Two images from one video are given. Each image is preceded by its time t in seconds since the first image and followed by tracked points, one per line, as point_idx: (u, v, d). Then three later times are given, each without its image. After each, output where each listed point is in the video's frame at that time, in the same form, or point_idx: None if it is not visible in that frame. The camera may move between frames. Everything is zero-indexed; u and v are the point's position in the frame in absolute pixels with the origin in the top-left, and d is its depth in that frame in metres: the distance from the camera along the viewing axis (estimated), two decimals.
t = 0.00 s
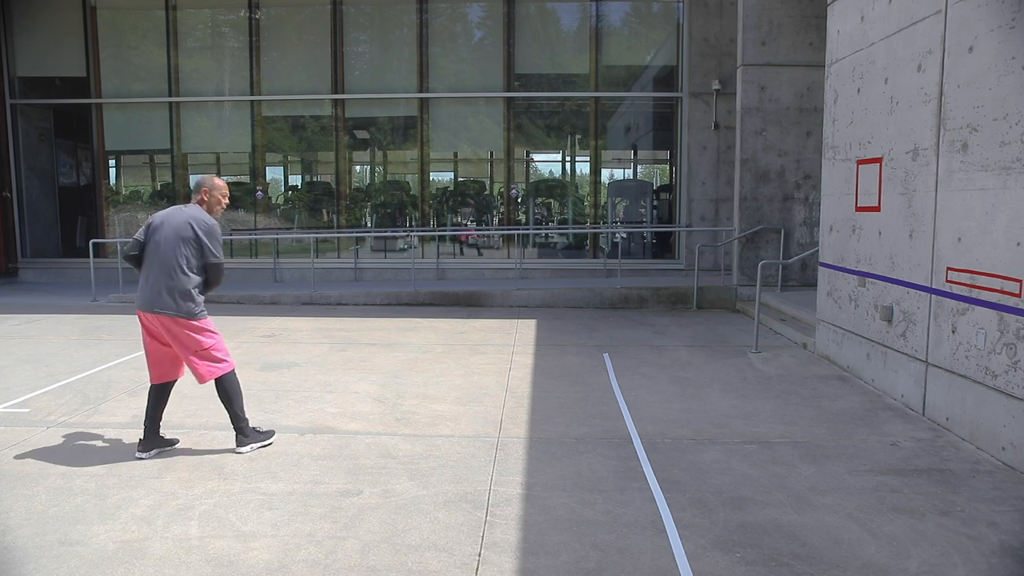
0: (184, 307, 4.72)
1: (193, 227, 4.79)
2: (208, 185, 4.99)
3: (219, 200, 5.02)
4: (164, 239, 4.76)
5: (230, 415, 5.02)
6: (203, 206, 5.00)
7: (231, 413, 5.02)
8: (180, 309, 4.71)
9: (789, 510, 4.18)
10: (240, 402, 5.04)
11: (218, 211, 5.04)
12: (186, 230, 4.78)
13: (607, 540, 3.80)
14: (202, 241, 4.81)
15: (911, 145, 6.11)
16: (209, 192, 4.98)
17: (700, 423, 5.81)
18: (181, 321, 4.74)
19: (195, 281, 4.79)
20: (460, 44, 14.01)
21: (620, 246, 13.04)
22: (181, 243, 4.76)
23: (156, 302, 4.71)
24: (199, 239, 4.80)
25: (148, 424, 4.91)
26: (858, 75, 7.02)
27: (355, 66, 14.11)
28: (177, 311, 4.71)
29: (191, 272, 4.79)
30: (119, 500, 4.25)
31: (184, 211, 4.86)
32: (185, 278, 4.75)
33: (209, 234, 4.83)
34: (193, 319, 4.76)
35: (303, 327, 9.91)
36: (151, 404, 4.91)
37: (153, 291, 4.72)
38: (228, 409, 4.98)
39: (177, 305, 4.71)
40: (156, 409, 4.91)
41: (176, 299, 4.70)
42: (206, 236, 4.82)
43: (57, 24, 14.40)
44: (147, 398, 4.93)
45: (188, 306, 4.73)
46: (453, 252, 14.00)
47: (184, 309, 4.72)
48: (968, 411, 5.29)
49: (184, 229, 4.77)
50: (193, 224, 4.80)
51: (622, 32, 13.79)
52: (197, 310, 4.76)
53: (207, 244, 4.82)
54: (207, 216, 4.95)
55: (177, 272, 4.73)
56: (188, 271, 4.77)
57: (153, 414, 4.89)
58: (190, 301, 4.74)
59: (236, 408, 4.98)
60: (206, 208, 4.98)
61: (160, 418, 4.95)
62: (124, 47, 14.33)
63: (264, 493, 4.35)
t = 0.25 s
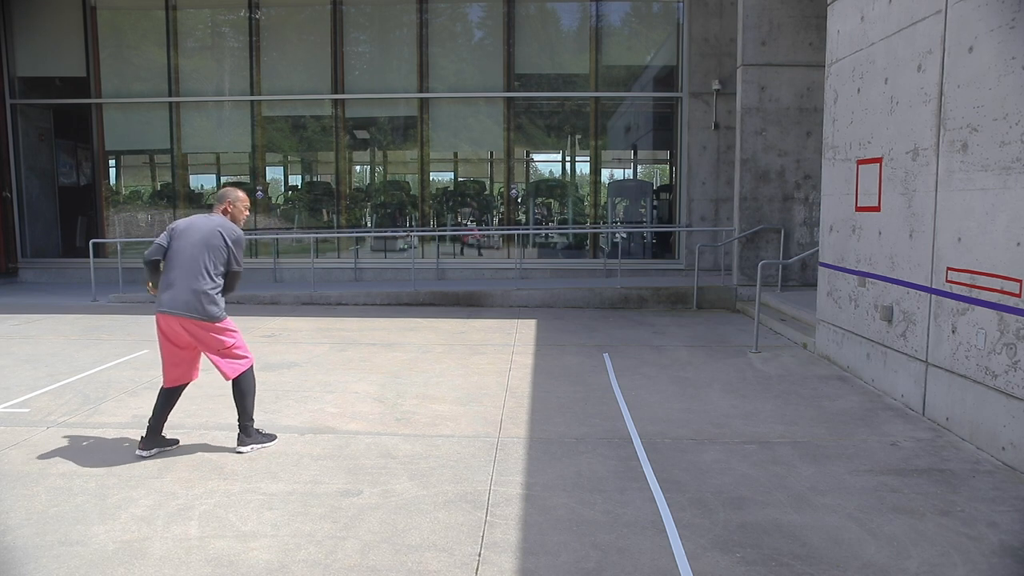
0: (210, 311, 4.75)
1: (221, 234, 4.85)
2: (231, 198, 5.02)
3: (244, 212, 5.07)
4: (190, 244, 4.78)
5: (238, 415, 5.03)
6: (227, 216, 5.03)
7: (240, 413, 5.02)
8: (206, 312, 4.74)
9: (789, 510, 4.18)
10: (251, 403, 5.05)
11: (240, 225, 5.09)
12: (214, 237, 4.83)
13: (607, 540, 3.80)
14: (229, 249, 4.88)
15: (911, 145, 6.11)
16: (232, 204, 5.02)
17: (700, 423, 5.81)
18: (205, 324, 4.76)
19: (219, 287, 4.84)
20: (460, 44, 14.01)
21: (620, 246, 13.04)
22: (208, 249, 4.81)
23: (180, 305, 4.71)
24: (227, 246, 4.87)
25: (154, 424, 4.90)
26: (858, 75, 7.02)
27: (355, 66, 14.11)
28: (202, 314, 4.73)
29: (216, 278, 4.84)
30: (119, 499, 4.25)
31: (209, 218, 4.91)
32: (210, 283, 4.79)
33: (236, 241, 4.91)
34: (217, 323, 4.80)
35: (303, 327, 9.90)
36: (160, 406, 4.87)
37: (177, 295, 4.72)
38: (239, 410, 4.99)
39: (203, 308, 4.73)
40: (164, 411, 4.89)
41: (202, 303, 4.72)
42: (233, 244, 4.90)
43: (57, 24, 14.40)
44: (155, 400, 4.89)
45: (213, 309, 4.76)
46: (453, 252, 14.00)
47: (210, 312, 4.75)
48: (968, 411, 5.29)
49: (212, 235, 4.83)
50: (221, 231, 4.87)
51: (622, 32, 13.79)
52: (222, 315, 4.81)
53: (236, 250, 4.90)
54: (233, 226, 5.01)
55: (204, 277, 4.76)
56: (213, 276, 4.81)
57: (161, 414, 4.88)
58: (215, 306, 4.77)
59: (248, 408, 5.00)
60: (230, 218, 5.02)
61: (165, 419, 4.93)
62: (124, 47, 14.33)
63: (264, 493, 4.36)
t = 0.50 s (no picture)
0: (225, 308, 4.72)
1: (241, 233, 4.86)
2: (251, 198, 5.02)
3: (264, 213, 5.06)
4: (209, 243, 4.80)
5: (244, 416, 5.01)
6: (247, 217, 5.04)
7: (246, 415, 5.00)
8: (221, 310, 4.71)
9: (789, 510, 4.17)
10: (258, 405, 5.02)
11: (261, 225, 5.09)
12: (233, 236, 4.84)
13: (606, 540, 3.80)
14: (248, 248, 4.88)
15: (911, 145, 6.11)
16: (252, 205, 5.02)
17: (700, 423, 5.81)
18: (220, 321, 4.73)
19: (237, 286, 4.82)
20: (460, 44, 14.01)
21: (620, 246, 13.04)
22: (227, 248, 4.82)
23: (196, 302, 4.69)
24: (245, 245, 4.87)
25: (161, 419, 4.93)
26: (858, 75, 7.02)
27: (355, 66, 14.11)
28: (217, 313, 4.70)
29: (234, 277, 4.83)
30: (119, 500, 4.25)
31: (229, 219, 4.93)
32: (228, 281, 4.78)
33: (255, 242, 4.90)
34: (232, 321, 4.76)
35: (303, 327, 9.90)
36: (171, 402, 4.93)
37: (193, 292, 4.71)
38: (245, 411, 4.98)
39: (218, 305, 4.70)
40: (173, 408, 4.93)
41: (217, 300, 4.70)
42: (252, 244, 4.89)
43: (57, 24, 14.40)
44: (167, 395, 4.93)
45: (228, 307, 4.73)
46: (453, 252, 14.00)
47: (225, 310, 4.72)
48: (968, 411, 5.29)
49: (231, 234, 4.84)
50: (240, 230, 4.87)
51: (622, 32, 13.79)
52: (237, 312, 4.77)
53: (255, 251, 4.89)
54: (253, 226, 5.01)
55: (221, 275, 4.76)
56: (231, 275, 4.81)
57: (171, 408, 4.92)
58: (230, 303, 4.74)
59: (254, 409, 4.97)
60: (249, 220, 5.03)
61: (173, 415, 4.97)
62: (124, 47, 14.33)
63: (264, 493, 4.35)
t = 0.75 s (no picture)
0: (230, 304, 4.73)
1: (250, 227, 4.80)
2: (262, 191, 4.99)
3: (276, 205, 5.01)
4: (219, 237, 4.79)
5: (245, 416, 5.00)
6: (259, 209, 5.00)
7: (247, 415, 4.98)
8: (226, 305, 4.72)
9: (788, 510, 4.18)
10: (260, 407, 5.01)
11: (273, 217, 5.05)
12: (242, 229, 4.80)
13: (606, 540, 3.80)
14: (257, 241, 4.82)
15: (911, 145, 6.11)
16: (263, 198, 4.98)
17: (700, 423, 5.81)
18: (226, 317, 4.75)
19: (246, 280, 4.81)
20: (460, 44, 14.00)
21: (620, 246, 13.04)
22: (236, 241, 4.79)
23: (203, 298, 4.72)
24: (255, 238, 4.81)
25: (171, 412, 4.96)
26: (858, 75, 7.02)
27: (355, 66, 14.11)
28: (224, 310, 4.73)
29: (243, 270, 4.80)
30: (119, 500, 4.25)
31: (241, 212, 4.89)
32: (235, 275, 4.77)
33: (265, 236, 4.82)
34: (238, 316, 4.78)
35: (303, 327, 9.90)
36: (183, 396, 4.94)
37: (201, 287, 4.75)
38: (247, 411, 4.96)
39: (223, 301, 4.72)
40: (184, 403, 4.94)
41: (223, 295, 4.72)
42: (261, 238, 4.82)
43: (57, 24, 14.41)
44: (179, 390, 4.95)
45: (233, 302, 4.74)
46: (453, 252, 14.01)
47: (231, 307, 4.73)
48: (968, 411, 5.29)
49: (239, 228, 4.79)
50: (250, 223, 4.82)
51: (622, 32, 13.79)
52: (242, 308, 4.77)
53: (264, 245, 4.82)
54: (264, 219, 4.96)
55: (228, 269, 4.76)
56: (240, 269, 4.79)
57: (181, 404, 4.93)
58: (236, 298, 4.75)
59: (255, 410, 4.96)
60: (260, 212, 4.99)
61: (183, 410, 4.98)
62: (124, 47, 14.33)
63: (264, 493, 4.36)
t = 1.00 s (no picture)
0: (232, 298, 4.74)
1: (251, 220, 4.81)
2: (267, 183, 5.01)
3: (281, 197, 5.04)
4: (223, 232, 4.83)
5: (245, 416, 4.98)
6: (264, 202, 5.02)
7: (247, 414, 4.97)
8: (228, 300, 4.73)
9: (788, 510, 4.18)
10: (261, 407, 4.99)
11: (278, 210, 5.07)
12: (244, 223, 4.81)
13: (606, 540, 3.80)
14: (259, 234, 4.81)
15: (911, 145, 6.11)
16: (268, 190, 4.99)
17: (700, 423, 5.81)
18: (228, 312, 4.75)
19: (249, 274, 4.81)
20: (460, 44, 14.00)
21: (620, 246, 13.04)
22: (239, 236, 4.81)
23: (206, 292, 4.75)
24: (256, 232, 4.80)
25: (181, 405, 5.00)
26: (858, 75, 7.02)
27: (355, 66, 14.11)
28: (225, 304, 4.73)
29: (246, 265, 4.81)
30: (119, 500, 4.25)
31: (245, 206, 4.92)
32: (238, 270, 4.79)
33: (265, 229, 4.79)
34: (241, 312, 4.77)
35: (303, 327, 9.90)
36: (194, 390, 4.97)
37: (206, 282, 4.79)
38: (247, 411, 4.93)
39: (225, 296, 4.73)
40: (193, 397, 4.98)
41: (225, 290, 4.74)
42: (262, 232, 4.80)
43: (57, 24, 14.40)
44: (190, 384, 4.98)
45: (235, 297, 4.74)
46: (453, 252, 14.01)
47: (232, 302, 4.74)
48: (968, 411, 5.29)
49: (241, 223, 4.81)
50: (252, 217, 4.82)
51: (622, 32, 13.79)
52: (244, 302, 4.76)
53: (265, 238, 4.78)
54: (268, 210, 4.96)
55: (231, 264, 4.78)
56: (243, 263, 4.80)
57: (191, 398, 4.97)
58: (238, 293, 4.75)
59: (256, 411, 4.94)
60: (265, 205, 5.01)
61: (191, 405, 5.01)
62: (124, 47, 14.33)
63: (264, 493, 4.35)
